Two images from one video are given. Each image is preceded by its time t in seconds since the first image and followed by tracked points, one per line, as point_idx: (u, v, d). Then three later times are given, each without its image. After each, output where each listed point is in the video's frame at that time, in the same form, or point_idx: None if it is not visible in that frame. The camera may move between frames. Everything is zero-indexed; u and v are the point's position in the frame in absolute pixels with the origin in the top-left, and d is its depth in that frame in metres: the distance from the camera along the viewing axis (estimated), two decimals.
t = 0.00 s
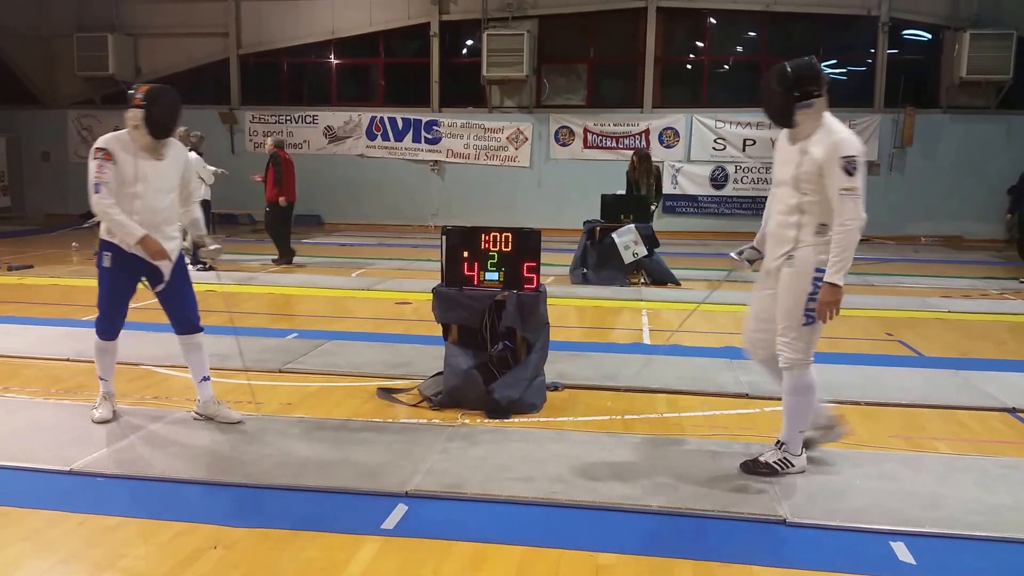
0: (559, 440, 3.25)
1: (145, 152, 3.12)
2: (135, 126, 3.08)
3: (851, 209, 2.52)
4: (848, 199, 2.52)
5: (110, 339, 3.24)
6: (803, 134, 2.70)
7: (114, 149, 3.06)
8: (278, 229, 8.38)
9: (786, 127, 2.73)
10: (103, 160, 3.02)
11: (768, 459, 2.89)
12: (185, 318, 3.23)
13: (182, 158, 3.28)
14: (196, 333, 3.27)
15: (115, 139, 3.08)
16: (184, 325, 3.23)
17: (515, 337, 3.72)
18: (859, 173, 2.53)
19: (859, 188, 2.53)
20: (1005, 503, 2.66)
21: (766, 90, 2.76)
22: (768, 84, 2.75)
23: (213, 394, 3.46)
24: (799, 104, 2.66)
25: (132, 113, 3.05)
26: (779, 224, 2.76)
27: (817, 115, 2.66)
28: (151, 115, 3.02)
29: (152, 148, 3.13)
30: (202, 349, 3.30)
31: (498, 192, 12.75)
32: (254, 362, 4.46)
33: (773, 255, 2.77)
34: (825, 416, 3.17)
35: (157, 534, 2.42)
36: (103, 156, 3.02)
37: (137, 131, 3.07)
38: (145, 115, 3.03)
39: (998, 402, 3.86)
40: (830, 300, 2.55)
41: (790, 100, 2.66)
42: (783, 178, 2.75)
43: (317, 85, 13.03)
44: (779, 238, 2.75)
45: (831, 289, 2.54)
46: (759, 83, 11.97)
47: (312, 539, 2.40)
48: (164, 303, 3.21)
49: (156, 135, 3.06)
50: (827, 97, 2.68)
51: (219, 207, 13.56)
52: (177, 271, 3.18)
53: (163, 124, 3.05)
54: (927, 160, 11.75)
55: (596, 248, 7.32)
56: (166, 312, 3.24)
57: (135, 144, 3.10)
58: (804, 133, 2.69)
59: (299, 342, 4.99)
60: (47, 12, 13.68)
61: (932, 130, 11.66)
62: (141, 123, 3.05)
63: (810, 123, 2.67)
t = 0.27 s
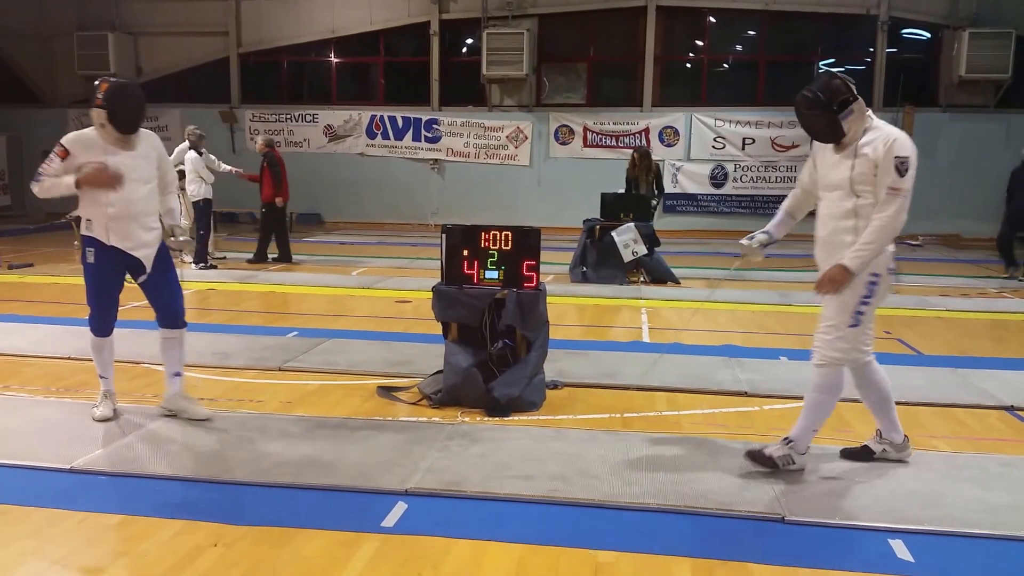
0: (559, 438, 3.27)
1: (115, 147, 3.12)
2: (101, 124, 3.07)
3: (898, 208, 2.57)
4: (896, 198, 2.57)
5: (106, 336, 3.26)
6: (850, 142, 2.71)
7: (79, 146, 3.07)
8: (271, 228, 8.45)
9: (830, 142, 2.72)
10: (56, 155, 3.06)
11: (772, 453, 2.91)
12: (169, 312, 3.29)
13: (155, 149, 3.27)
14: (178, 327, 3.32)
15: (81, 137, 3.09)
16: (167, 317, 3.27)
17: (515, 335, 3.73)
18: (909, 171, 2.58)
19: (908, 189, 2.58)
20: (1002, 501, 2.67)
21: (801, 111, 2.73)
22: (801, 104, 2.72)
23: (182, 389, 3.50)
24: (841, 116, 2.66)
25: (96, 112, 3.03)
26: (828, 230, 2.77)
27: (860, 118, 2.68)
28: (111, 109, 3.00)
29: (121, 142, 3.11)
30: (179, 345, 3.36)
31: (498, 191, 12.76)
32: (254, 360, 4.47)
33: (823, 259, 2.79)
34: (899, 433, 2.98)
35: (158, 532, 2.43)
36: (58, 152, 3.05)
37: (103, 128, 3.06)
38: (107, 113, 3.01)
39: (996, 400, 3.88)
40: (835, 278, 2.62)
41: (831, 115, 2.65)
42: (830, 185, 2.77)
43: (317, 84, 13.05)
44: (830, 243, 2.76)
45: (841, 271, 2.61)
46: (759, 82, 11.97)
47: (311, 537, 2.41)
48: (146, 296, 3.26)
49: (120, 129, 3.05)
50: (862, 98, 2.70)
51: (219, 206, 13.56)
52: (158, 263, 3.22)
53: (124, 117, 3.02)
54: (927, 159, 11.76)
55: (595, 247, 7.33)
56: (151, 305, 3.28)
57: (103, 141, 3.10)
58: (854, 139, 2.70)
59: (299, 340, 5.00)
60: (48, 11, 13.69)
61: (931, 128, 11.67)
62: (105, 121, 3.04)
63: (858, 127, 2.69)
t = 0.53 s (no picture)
0: (558, 436, 3.28)
1: (109, 144, 3.13)
2: (94, 121, 3.08)
3: (945, 190, 2.54)
4: (939, 182, 2.54)
5: (106, 335, 3.25)
6: (881, 138, 2.71)
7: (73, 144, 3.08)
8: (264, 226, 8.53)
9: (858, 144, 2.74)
10: (50, 154, 3.08)
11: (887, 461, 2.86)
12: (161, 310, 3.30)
13: (150, 146, 3.28)
14: (169, 326, 3.34)
15: (75, 134, 3.10)
16: (159, 317, 3.29)
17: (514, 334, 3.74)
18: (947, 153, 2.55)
19: (950, 170, 2.55)
20: (1001, 499, 2.69)
21: (825, 120, 2.78)
22: (824, 116, 2.78)
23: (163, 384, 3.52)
24: (866, 118, 2.68)
25: (88, 109, 3.04)
26: (876, 224, 2.77)
27: (886, 114, 2.69)
28: (104, 108, 3.01)
29: (114, 140, 3.12)
30: (168, 342, 3.38)
31: (498, 189, 12.77)
32: (254, 359, 4.48)
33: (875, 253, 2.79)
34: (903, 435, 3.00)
35: (158, 530, 2.44)
36: (51, 151, 3.07)
37: (97, 126, 3.08)
38: (99, 110, 3.02)
39: (994, 398, 3.89)
40: (908, 277, 2.62)
41: (853, 118, 2.68)
42: (870, 182, 2.78)
43: (317, 83, 13.05)
44: (881, 237, 2.76)
45: (912, 266, 2.61)
46: (758, 81, 11.98)
47: (311, 535, 2.42)
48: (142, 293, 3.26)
49: (114, 127, 3.05)
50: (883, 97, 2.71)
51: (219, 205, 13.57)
52: (154, 261, 3.23)
53: (118, 115, 3.03)
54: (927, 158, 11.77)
55: (594, 245, 7.34)
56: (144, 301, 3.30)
57: (98, 139, 3.11)
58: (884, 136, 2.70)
59: (299, 339, 5.01)
60: (49, 10, 13.69)
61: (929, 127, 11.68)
62: (98, 119, 3.05)
63: (883, 124, 2.69)
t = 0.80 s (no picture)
0: (558, 434, 3.29)
1: (115, 145, 3.13)
2: (101, 120, 3.08)
3: (980, 191, 2.51)
4: (974, 181, 2.51)
5: (107, 334, 3.26)
6: (921, 139, 2.68)
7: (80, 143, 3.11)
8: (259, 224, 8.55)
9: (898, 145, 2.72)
10: (55, 153, 3.10)
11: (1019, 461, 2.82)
12: (172, 310, 3.29)
13: (155, 147, 3.28)
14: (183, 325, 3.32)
15: (81, 133, 3.12)
16: (171, 315, 3.28)
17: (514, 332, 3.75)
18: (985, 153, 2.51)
19: (986, 169, 2.52)
20: (999, 497, 2.70)
21: (865, 122, 2.77)
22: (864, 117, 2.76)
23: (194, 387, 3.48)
24: (905, 117, 2.67)
25: (96, 108, 3.05)
26: (919, 224, 2.72)
27: (926, 115, 2.67)
28: (111, 107, 3.02)
29: (120, 139, 3.12)
30: (186, 342, 3.35)
31: (497, 188, 12.77)
32: (255, 357, 4.49)
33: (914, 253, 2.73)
34: (899, 431, 3.00)
35: (159, 528, 2.45)
36: (57, 150, 3.10)
37: (103, 125, 3.08)
38: (107, 110, 3.03)
39: (993, 396, 3.90)
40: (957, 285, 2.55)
41: (894, 119, 2.66)
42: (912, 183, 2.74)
43: (316, 82, 13.05)
44: (924, 237, 2.70)
45: (955, 273, 2.54)
46: (757, 80, 11.99)
47: (311, 533, 2.43)
48: (149, 294, 3.27)
49: (120, 126, 3.05)
50: (923, 97, 2.69)
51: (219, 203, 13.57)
52: (159, 260, 3.22)
53: (124, 115, 3.02)
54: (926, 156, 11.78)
55: (593, 244, 7.35)
56: (154, 304, 3.29)
57: (104, 138, 3.12)
58: (924, 137, 2.68)
59: (299, 337, 5.02)
60: (49, 9, 13.69)
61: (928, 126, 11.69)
62: (105, 118, 3.05)
63: (925, 124, 2.66)
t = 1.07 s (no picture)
0: (557, 432, 3.30)
1: (144, 145, 3.14)
2: (132, 119, 3.09)
3: None
4: None
5: (116, 335, 3.27)
6: (992, 147, 2.58)
7: (108, 141, 3.11)
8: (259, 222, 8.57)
9: (970, 150, 2.61)
10: (83, 149, 3.11)
11: None
12: (188, 312, 3.27)
13: (183, 149, 3.29)
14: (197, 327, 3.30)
15: (110, 131, 3.12)
16: (186, 317, 3.26)
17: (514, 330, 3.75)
18: None
19: None
20: (997, 495, 2.70)
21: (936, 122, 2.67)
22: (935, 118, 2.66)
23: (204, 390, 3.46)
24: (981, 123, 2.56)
25: (128, 106, 3.05)
26: (988, 233, 2.60)
27: (1003, 123, 2.55)
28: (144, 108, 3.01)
29: (149, 140, 3.13)
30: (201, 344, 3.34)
31: (497, 186, 12.78)
32: (255, 355, 4.50)
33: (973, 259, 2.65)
34: (906, 430, 2.98)
35: (158, 526, 2.46)
36: (85, 146, 3.10)
37: (133, 123, 3.09)
38: (140, 109, 3.03)
39: (991, 394, 3.91)
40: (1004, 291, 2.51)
41: (971, 123, 2.55)
42: (980, 190, 2.63)
43: (316, 80, 13.05)
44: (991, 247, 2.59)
45: (984, 272, 2.52)
46: (757, 79, 12.00)
47: (311, 531, 2.44)
48: (168, 296, 3.26)
49: (151, 127, 3.05)
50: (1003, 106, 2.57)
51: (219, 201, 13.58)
52: (181, 264, 3.22)
53: (156, 117, 3.02)
54: (925, 155, 11.78)
55: (593, 242, 7.35)
56: (171, 306, 3.28)
57: (133, 138, 3.13)
58: (996, 145, 2.57)
59: (299, 335, 5.03)
60: (49, 7, 13.68)
61: (927, 124, 11.70)
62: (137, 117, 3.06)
63: (1002, 133, 2.54)
